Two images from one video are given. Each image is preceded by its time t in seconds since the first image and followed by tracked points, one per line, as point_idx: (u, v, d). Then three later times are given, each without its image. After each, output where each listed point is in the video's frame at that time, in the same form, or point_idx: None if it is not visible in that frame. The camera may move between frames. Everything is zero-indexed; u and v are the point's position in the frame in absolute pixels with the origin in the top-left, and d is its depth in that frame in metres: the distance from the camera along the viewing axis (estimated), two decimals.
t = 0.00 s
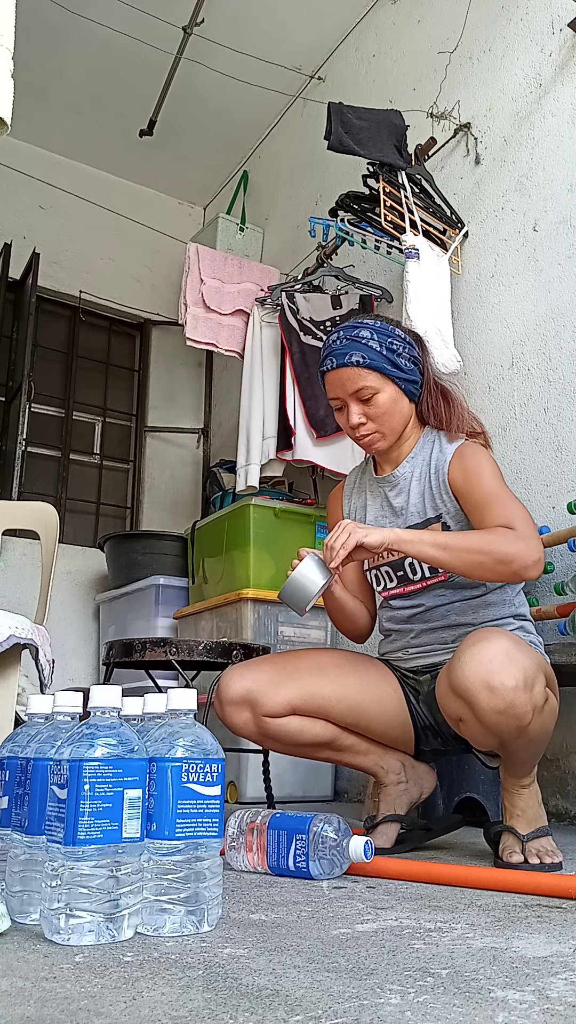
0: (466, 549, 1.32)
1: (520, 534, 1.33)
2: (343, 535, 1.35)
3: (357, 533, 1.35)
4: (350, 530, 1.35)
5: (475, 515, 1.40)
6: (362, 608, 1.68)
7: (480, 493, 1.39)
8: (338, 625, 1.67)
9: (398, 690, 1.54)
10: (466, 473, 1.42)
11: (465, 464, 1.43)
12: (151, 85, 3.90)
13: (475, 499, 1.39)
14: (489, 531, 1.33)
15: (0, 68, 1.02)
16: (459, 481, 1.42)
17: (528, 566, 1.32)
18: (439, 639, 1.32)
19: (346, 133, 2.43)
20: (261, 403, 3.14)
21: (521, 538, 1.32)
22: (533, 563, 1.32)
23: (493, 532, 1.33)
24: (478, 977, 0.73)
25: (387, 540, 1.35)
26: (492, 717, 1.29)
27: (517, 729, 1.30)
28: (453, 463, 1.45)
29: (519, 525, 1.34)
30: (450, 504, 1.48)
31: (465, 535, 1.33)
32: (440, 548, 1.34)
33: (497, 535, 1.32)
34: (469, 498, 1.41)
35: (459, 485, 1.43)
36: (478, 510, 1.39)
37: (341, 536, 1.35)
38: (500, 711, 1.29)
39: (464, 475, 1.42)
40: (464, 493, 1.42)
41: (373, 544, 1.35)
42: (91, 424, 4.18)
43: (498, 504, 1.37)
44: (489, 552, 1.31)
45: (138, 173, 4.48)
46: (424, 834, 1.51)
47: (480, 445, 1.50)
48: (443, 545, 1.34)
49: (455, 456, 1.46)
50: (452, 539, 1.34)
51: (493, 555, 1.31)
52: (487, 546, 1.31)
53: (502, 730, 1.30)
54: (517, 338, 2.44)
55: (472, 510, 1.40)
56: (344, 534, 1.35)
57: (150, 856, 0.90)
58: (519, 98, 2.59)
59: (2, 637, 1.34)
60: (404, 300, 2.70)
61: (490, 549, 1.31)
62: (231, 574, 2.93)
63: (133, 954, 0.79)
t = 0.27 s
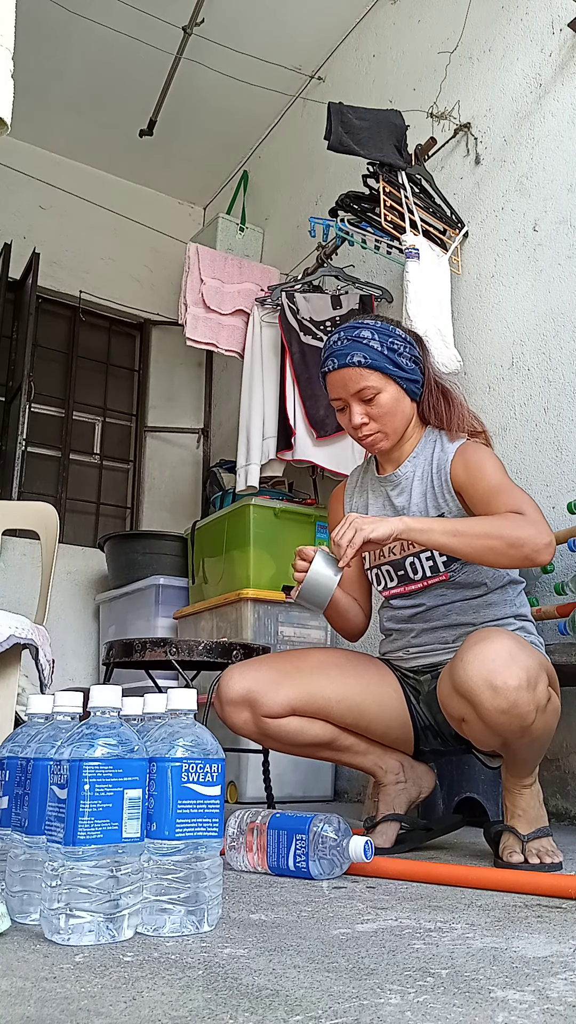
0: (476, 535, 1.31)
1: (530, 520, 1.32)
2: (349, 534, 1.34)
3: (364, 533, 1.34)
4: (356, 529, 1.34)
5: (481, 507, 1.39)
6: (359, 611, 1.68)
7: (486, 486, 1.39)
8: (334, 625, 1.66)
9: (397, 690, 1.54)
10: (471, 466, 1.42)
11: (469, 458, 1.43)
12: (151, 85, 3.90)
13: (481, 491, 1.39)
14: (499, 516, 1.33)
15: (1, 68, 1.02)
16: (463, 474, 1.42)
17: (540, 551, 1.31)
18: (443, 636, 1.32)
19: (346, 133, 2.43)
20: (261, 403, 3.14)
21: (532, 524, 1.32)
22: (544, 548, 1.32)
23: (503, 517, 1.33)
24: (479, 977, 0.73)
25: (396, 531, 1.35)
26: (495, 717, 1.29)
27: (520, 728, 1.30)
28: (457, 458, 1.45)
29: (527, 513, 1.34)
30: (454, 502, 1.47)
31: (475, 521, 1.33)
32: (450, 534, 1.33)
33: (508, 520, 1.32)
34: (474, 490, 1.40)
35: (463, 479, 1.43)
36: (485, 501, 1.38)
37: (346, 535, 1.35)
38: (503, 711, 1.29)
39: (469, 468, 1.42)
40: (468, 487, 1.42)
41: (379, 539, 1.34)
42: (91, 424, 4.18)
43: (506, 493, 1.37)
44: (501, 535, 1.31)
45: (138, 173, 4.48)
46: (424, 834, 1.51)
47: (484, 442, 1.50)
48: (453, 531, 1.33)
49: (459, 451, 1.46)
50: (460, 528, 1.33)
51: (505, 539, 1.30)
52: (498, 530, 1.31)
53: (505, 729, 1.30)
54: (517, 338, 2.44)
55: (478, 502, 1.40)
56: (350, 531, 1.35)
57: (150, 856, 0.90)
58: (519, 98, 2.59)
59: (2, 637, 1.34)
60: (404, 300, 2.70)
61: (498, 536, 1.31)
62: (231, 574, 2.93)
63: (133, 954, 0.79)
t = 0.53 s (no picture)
0: (485, 534, 1.31)
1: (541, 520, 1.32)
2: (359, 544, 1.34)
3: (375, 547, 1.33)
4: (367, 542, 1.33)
5: (488, 507, 1.39)
6: (353, 612, 1.67)
7: (492, 486, 1.39)
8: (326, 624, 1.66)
9: (398, 690, 1.54)
10: (476, 466, 1.42)
11: (474, 458, 1.43)
12: (151, 85, 3.90)
13: (488, 492, 1.39)
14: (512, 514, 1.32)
15: (1, 68, 1.02)
16: (469, 474, 1.42)
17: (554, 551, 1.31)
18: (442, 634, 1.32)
19: (346, 133, 2.43)
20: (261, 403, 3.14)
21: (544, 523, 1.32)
22: (558, 547, 1.32)
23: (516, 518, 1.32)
24: (479, 977, 0.73)
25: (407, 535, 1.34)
26: (495, 717, 1.29)
27: (519, 729, 1.30)
28: (462, 458, 1.45)
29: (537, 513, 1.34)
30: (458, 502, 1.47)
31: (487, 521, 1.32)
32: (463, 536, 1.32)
33: (521, 522, 1.31)
34: (481, 490, 1.40)
35: (468, 480, 1.42)
36: (491, 502, 1.38)
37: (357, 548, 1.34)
38: (503, 711, 1.29)
39: (474, 468, 1.42)
40: (473, 488, 1.41)
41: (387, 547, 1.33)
42: (91, 424, 4.18)
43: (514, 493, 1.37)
44: (518, 537, 1.30)
45: (138, 173, 4.48)
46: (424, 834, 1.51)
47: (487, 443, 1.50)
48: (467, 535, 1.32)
49: (465, 452, 1.46)
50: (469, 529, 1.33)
51: (521, 540, 1.30)
52: (513, 532, 1.30)
53: (505, 730, 1.30)
54: (517, 337, 2.44)
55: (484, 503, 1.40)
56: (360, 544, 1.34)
57: (150, 855, 0.90)
58: (519, 98, 2.59)
59: (2, 637, 1.34)
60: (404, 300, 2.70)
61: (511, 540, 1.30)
62: (231, 574, 2.93)
63: (133, 954, 0.79)
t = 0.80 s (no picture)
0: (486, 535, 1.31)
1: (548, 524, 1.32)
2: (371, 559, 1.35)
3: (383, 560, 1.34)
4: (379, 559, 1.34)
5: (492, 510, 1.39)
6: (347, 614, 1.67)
7: (494, 489, 1.39)
8: (322, 624, 1.67)
9: (398, 690, 1.54)
10: (479, 468, 1.42)
11: (476, 462, 1.43)
12: (151, 86, 3.90)
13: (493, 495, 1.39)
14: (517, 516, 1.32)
15: (1, 68, 1.02)
16: (473, 476, 1.42)
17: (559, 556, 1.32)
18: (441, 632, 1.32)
19: (346, 133, 2.44)
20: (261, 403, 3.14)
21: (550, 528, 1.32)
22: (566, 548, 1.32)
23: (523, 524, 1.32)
24: (479, 977, 0.73)
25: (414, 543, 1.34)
26: (496, 717, 1.29)
27: (521, 729, 1.30)
28: (463, 461, 1.45)
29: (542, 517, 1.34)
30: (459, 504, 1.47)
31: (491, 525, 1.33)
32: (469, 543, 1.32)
33: (528, 527, 1.32)
34: (485, 493, 1.40)
35: (470, 483, 1.42)
36: (495, 504, 1.38)
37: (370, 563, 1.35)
38: (504, 711, 1.29)
39: (478, 470, 1.42)
40: (476, 491, 1.41)
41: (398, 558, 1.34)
42: (91, 424, 4.18)
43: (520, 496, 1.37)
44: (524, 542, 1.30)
45: (138, 173, 4.48)
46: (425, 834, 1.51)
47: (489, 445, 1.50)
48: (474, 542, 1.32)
49: (467, 454, 1.45)
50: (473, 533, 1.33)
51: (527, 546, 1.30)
52: (521, 537, 1.30)
53: (506, 730, 1.30)
54: (517, 338, 2.44)
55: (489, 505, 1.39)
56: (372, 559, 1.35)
57: (150, 855, 0.90)
58: (519, 98, 2.59)
59: (2, 637, 1.34)
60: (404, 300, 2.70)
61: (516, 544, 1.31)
62: (231, 574, 2.93)
63: (133, 954, 0.79)
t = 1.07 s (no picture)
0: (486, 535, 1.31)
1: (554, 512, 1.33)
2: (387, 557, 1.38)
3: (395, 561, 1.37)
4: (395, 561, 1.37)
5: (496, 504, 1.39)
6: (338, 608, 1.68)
7: (498, 483, 1.39)
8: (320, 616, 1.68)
9: (398, 690, 1.54)
10: (482, 462, 1.42)
11: (478, 458, 1.43)
12: (151, 85, 3.90)
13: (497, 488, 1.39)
14: (520, 512, 1.32)
15: (1, 68, 1.02)
16: (476, 470, 1.42)
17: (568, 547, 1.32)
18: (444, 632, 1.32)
19: (346, 133, 2.44)
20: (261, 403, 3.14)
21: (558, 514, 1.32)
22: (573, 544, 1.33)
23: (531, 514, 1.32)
24: (479, 977, 0.73)
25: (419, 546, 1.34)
26: (498, 716, 1.29)
27: (523, 728, 1.30)
28: (464, 458, 1.45)
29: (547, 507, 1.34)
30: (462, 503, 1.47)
31: (492, 525, 1.33)
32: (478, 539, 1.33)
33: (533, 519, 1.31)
34: (489, 488, 1.40)
35: (473, 478, 1.42)
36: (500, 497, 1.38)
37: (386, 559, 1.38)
38: (506, 710, 1.29)
39: (480, 464, 1.42)
40: (479, 488, 1.42)
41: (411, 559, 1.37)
42: (91, 424, 4.18)
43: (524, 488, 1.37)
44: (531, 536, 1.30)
45: (138, 173, 4.48)
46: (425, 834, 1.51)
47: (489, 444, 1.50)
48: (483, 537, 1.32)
49: (467, 451, 1.46)
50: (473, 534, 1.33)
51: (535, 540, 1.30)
52: (534, 527, 1.30)
53: (508, 729, 1.30)
54: (517, 338, 2.44)
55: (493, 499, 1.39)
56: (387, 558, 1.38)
57: (150, 855, 0.90)
58: (519, 97, 2.59)
59: (2, 637, 1.34)
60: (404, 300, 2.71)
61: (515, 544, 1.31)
62: (231, 574, 2.93)
63: (133, 954, 0.79)
